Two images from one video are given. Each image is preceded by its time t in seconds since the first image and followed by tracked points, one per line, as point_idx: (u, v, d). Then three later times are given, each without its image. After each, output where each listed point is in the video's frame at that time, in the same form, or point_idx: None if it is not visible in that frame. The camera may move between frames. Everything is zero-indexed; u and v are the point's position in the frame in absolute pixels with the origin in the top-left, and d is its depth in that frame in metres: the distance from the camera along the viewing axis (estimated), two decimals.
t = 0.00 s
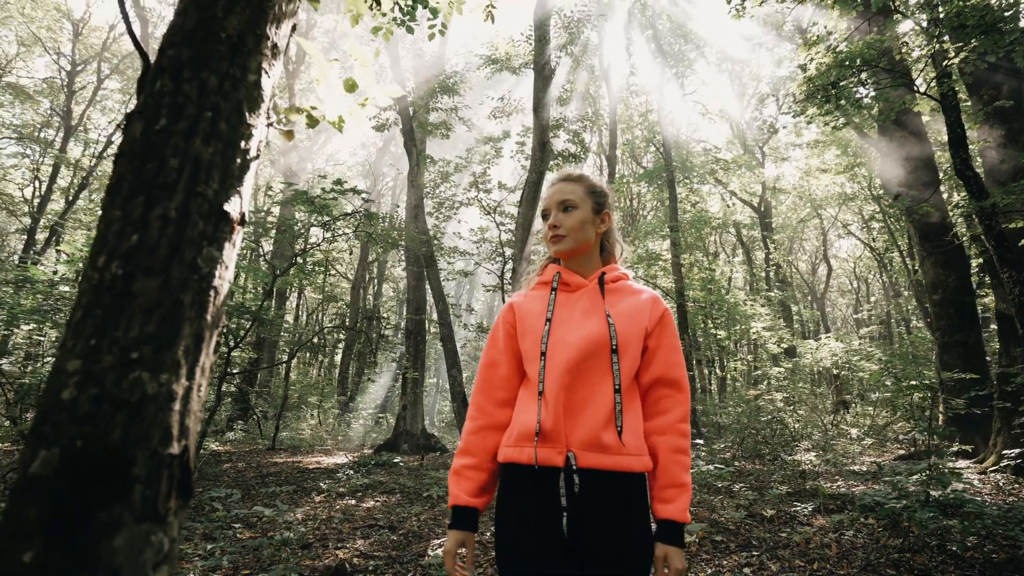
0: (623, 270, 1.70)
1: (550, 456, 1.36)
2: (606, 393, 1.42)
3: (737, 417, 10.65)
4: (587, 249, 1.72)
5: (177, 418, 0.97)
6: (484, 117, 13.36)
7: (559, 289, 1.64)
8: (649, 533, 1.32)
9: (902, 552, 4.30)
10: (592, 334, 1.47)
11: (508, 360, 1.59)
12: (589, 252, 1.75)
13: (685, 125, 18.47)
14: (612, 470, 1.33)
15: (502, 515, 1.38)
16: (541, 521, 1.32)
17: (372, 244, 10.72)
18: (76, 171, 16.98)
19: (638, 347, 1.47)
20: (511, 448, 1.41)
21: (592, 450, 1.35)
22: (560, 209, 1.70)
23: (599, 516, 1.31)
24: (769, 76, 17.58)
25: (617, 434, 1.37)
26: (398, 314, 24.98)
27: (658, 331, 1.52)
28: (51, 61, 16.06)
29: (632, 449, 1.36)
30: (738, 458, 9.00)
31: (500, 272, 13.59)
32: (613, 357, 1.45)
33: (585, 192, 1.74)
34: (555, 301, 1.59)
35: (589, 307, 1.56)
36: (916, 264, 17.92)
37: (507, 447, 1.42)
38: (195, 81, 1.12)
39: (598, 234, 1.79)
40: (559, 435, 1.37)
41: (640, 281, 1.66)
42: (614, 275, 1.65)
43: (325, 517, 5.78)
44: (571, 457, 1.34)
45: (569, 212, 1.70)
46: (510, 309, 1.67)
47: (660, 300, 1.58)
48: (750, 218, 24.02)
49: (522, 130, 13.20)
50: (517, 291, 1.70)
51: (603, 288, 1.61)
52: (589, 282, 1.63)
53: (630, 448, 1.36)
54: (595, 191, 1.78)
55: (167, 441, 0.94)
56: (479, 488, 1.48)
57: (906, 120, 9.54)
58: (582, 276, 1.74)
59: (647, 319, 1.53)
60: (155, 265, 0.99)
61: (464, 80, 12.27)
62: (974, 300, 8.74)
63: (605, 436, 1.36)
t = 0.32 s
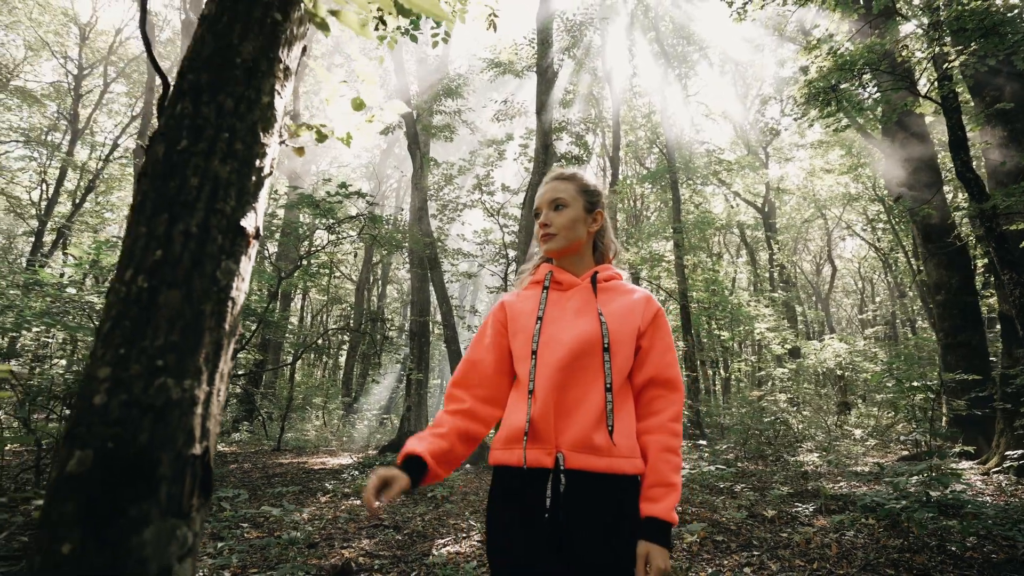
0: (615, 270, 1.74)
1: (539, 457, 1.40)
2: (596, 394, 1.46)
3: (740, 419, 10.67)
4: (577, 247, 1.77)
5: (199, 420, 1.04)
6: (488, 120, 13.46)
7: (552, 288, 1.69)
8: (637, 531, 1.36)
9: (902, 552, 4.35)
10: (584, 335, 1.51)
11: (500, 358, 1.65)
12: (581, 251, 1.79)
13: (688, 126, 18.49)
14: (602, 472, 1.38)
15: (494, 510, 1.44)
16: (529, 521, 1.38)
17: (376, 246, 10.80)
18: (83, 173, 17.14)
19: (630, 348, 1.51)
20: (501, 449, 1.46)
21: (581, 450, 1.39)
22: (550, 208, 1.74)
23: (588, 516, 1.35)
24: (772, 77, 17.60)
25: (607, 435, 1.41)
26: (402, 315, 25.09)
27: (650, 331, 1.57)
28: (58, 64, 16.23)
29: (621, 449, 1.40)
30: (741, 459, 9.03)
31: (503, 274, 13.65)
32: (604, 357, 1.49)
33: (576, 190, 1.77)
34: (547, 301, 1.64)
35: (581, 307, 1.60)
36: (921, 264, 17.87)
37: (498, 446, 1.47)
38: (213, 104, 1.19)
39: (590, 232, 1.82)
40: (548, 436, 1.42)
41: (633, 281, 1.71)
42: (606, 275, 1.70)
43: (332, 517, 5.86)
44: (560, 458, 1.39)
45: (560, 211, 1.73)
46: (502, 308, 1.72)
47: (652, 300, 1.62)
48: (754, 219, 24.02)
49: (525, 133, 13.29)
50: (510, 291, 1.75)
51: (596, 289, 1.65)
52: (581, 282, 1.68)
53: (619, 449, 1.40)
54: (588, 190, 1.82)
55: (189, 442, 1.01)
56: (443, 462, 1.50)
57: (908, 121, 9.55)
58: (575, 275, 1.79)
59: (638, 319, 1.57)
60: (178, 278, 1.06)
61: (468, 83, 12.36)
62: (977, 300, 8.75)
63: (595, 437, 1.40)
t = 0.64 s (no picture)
0: (607, 275, 1.81)
1: (531, 461, 1.46)
2: (588, 398, 1.51)
3: (744, 420, 10.69)
4: (570, 249, 1.82)
5: (219, 424, 1.11)
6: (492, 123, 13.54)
7: (545, 291, 1.75)
8: (630, 532, 1.42)
9: (902, 552, 4.39)
10: (575, 339, 1.56)
11: (491, 356, 1.71)
12: (574, 253, 1.85)
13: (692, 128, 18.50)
14: (593, 474, 1.43)
15: (487, 508, 1.50)
16: (521, 522, 1.43)
17: (380, 248, 10.89)
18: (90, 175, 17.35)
19: (622, 353, 1.57)
20: (494, 452, 1.51)
21: (571, 452, 1.44)
22: (543, 213, 1.80)
23: (577, 516, 1.41)
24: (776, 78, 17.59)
25: (598, 437, 1.46)
26: (406, 317, 25.18)
27: (642, 334, 1.63)
28: (65, 68, 16.44)
29: (612, 451, 1.45)
30: (744, 460, 9.06)
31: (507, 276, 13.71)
32: (596, 363, 1.55)
33: (569, 194, 1.82)
34: (539, 304, 1.70)
35: (573, 311, 1.66)
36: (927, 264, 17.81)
37: (491, 446, 1.53)
38: (230, 126, 1.27)
39: (583, 236, 1.88)
40: (539, 439, 1.47)
41: (626, 285, 1.77)
42: (599, 279, 1.77)
43: (338, 518, 5.93)
44: (550, 460, 1.44)
45: (552, 215, 1.78)
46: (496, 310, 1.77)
47: (645, 304, 1.69)
48: (758, 220, 23.98)
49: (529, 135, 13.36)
50: (502, 292, 1.80)
51: (589, 293, 1.71)
52: (573, 285, 1.74)
53: (609, 451, 1.45)
54: (581, 193, 1.87)
55: (211, 444, 1.09)
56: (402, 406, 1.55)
57: (911, 123, 9.56)
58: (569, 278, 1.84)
59: (630, 323, 1.63)
60: (200, 291, 1.14)
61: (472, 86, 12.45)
62: (981, 301, 8.76)
63: (585, 440, 1.45)
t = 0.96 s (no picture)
0: (601, 280, 1.87)
1: (527, 464, 1.50)
2: (582, 402, 1.57)
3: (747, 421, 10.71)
4: (565, 254, 1.87)
5: (237, 431, 1.19)
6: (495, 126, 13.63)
7: (540, 296, 1.79)
8: (624, 532, 1.49)
9: (902, 553, 4.44)
10: (570, 344, 1.62)
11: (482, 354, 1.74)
12: (568, 259, 1.89)
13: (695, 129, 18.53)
14: (587, 476, 1.49)
15: (485, 508, 1.53)
16: (518, 523, 1.47)
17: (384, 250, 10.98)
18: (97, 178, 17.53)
19: (615, 360, 1.64)
20: (490, 456, 1.54)
21: (567, 455, 1.50)
22: (539, 219, 1.84)
23: (572, 516, 1.47)
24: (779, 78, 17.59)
25: (591, 440, 1.52)
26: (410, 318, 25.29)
27: (635, 341, 1.70)
28: (72, 72, 16.64)
29: (605, 454, 1.51)
30: (747, 461, 9.09)
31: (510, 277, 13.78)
32: (590, 368, 1.61)
33: (564, 201, 1.87)
34: (534, 309, 1.74)
35: (568, 318, 1.71)
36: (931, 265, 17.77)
37: (486, 448, 1.56)
38: (246, 147, 1.34)
39: (577, 242, 1.93)
40: (535, 443, 1.51)
41: (619, 291, 1.83)
42: (594, 285, 1.83)
43: (344, 518, 6.01)
44: (545, 462, 1.49)
45: (548, 221, 1.82)
46: (490, 310, 1.80)
47: (639, 310, 1.76)
48: (762, 220, 23.95)
49: (532, 138, 13.45)
50: (496, 294, 1.83)
51: (583, 299, 1.78)
52: (568, 291, 1.80)
53: (603, 454, 1.51)
54: (576, 201, 1.91)
55: (230, 449, 1.16)
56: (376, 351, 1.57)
57: (913, 124, 9.59)
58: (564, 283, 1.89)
59: (623, 330, 1.70)
60: (219, 304, 1.21)
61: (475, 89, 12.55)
62: (985, 303, 8.78)
63: (579, 442, 1.51)
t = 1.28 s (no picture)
0: (598, 286, 1.93)
1: (528, 465, 1.56)
2: (580, 405, 1.64)
3: (751, 422, 10.73)
4: (562, 261, 1.93)
5: (258, 435, 1.27)
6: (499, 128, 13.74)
7: (539, 301, 1.86)
8: (622, 532, 1.56)
9: (903, 554, 4.49)
10: (568, 348, 1.68)
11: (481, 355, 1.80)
12: (565, 266, 1.95)
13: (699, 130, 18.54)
14: (587, 476, 1.56)
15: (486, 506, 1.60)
16: (519, 521, 1.54)
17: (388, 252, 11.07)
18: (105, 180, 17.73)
19: (613, 365, 1.70)
20: (492, 457, 1.61)
21: (566, 456, 1.56)
22: (535, 226, 1.90)
23: (572, 516, 1.53)
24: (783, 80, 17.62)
25: (590, 442, 1.58)
26: (415, 320, 25.36)
27: (631, 346, 1.77)
28: (80, 76, 16.83)
29: (604, 455, 1.58)
30: (751, 463, 9.12)
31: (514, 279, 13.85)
32: (589, 373, 1.67)
33: (560, 208, 1.93)
34: (533, 314, 1.81)
35: (567, 323, 1.78)
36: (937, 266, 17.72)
37: (488, 450, 1.62)
38: (264, 165, 1.41)
39: (574, 248, 1.99)
40: (536, 444, 1.58)
41: (616, 297, 1.90)
42: (591, 291, 1.90)
43: (351, 519, 6.08)
44: (546, 463, 1.56)
45: (545, 229, 1.89)
46: (489, 313, 1.87)
47: (635, 315, 1.82)
48: (766, 221, 23.92)
49: (536, 140, 13.55)
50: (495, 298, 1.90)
51: (581, 305, 1.84)
52: (565, 296, 1.86)
53: (602, 455, 1.57)
54: (572, 208, 1.97)
55: (252, 452, 1.24)
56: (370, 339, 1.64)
57: (917, 126, 9.59)
58: (562, 288, 1.95)
59: (619, 335, 1.76)
60: (239, 315, 1.28)
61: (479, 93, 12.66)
62: (989, 304, 8.80)
63: (578, 443, 1.58)
